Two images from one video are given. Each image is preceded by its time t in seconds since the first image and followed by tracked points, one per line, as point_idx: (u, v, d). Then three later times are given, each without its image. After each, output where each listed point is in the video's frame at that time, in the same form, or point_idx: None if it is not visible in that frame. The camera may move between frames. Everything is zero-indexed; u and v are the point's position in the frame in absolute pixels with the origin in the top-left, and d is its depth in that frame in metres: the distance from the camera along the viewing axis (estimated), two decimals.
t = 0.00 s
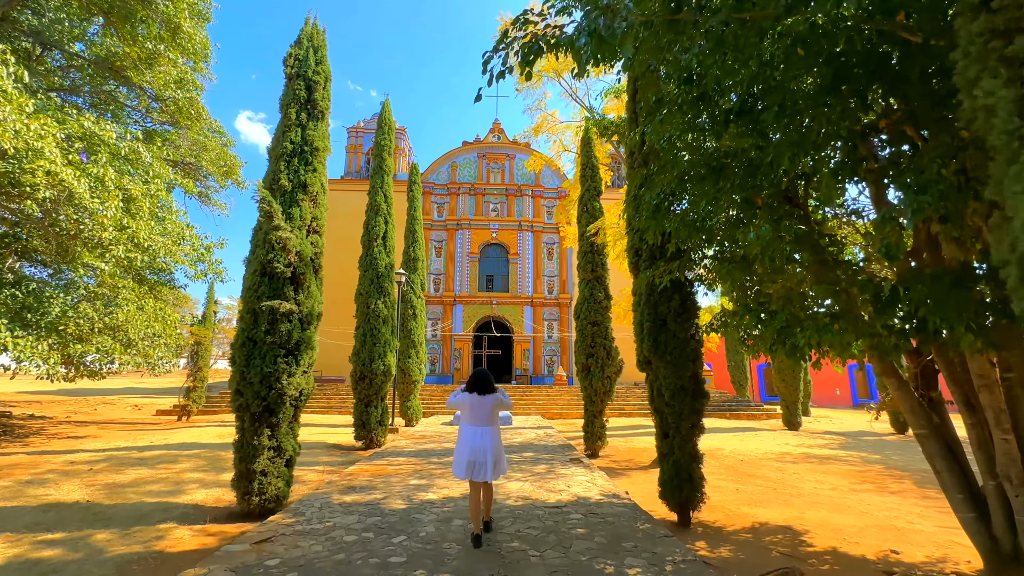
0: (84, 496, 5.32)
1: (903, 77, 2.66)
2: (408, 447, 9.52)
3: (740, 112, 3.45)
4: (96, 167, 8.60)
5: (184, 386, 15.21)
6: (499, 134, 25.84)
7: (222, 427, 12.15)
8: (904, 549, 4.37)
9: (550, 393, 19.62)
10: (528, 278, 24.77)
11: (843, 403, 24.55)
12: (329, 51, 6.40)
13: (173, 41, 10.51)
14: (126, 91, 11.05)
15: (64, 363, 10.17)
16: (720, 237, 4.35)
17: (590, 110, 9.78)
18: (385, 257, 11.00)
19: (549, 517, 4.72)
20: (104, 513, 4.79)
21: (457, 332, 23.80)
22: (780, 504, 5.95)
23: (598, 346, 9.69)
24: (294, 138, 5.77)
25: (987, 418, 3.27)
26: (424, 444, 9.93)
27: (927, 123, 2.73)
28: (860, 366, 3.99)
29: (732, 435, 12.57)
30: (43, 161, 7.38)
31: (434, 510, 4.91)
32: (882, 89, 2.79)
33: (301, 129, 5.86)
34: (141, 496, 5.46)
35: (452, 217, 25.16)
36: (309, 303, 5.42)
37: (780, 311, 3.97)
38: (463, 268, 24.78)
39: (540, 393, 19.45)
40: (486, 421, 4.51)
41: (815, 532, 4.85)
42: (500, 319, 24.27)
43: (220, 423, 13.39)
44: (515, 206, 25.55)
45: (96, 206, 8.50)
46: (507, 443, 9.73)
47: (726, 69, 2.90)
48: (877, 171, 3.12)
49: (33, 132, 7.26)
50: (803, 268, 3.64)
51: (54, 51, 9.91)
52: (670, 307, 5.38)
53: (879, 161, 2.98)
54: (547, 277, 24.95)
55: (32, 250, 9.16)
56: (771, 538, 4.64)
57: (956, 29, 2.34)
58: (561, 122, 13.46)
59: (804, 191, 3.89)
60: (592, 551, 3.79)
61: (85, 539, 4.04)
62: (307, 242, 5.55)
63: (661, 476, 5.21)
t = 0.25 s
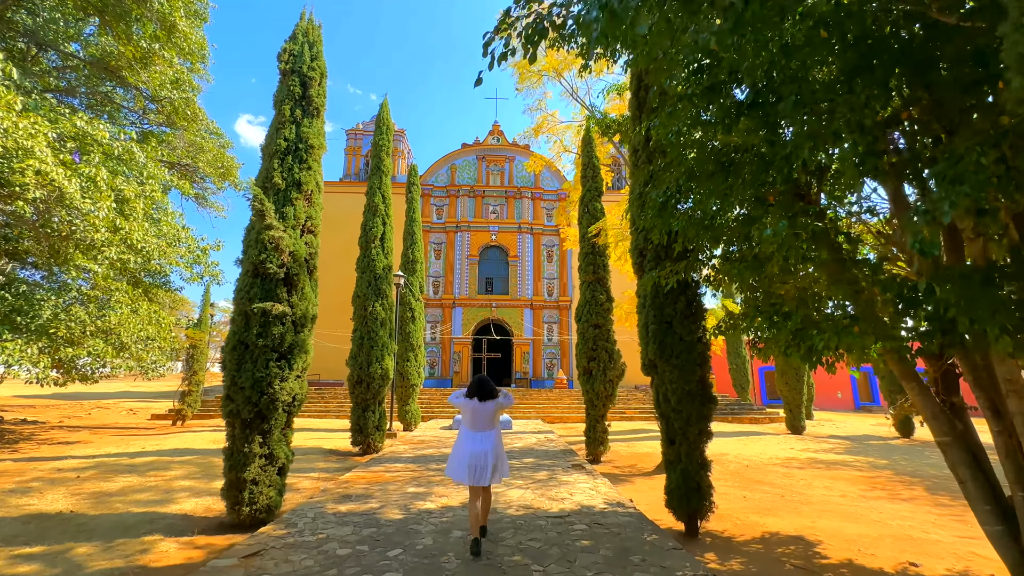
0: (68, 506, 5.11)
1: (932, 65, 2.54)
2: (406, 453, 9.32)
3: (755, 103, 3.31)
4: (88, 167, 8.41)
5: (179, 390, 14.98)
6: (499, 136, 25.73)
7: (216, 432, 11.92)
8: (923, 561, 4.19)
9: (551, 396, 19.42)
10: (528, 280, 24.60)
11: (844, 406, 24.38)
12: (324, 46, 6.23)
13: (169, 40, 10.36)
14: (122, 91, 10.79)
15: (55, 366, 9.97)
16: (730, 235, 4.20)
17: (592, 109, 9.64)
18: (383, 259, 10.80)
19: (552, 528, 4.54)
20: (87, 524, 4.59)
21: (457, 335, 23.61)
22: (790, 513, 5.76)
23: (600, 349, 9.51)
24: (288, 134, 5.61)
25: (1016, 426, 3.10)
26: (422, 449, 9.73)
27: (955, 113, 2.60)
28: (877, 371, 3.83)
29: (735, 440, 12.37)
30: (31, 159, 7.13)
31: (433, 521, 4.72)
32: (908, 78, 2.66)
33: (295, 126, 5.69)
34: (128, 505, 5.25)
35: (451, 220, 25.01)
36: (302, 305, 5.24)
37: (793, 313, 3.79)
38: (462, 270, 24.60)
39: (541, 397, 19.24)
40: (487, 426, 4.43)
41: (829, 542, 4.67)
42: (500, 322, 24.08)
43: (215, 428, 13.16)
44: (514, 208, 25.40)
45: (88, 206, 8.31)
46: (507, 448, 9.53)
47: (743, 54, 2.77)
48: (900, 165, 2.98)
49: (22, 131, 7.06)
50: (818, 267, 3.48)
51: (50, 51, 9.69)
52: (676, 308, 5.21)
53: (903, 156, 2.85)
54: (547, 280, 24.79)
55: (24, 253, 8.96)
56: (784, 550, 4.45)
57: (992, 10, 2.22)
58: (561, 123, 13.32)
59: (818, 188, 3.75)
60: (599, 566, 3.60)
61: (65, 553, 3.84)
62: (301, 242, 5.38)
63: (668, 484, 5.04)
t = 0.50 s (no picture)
0: (52, 515, 4.92)
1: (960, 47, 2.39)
2: (404, 457, 9.14)
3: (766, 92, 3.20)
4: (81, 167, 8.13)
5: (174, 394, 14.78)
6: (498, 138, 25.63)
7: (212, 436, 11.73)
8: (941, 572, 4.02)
9: (551, 399, 19.24)
10: (527, 282, 24.45)
11: (847, 409, 24.20)
12: (320, 42, 6.09)
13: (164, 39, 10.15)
14: (119, 93, 10.43)
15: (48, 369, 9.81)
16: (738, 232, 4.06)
17: (593, 108, 9.48)
18: (381, 260, 10.62)
19: (554, 538, 4.36)
20: (70, 535, 4.40)
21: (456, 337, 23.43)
22: (799, 520, 5.58)
23: (601, 351, 9.34)
24: (282, 131, 5.45)
25: None
26: (421, 453, 9.55)
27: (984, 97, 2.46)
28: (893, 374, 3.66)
29: (739, 443, 12.19)
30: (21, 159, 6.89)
31: (430, 530, 4.54)
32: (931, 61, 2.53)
33: (289, 123, 5.54)
34: (114, 514, 5.07)
35: (451, 222, 24.88)
36: (295, 306, 5.07)
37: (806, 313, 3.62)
38: (462, 272, 24.43)
39: (541, 400, 19.06)
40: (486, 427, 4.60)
41: (841, 552, 4.49)
42: (500, 324, 23.91)
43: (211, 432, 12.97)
44: (514, 210, 25.28)
45: (80, 206, 8.00)
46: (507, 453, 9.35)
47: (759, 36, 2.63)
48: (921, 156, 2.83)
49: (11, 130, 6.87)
50: (833, 263, 3.34)
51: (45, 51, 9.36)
52: (681, 308, 5.05)
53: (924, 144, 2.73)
54: (547, 282, 24.63)
55: (17, 255, 8.79)
56: (795, 560, 4.27)
57: None
58: (561, 123, 13.19)
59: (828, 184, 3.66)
60: None
61: (43, 567, 3.66)
62: (295, 241, 5.23)
63: (673, 491, 4.86)
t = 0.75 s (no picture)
0: (34, 523, 4.74)
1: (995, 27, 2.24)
2: (402, 463, 8.94)
3: (779, 81, 3.07)
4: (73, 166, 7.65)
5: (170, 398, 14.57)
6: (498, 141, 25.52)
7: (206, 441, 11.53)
8: None
9: (552, 403, 19.03)
10: (528, 285, 24.28)
11: (849, 413, 23.97)
12: (316, 36, 5.94)
13: (160, 38, 9.68)
14: (117, 94, 9.87)
15: (40, 373, 9.63)
16: (746, 229, 3.90)
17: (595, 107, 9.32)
18: (379, 261, 10.45)
19: (557, 548, 4.18)
20: (52, 545, 4.22)
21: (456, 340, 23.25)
22: (809, 529, 5.40)
23: (603, 354, 9.17)
24: (275, 127, 5.31)
25: None
26: (419, 458, 9.36)
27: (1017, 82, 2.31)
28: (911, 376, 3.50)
29: (742, 448, 11.98)
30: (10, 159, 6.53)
31: (427, 540, 4.35)
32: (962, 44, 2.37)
33: (283, 119, 5.38)
34: (99, 522, 4.89)
35: (450, 224, 24.74)
36: (288, 307, 4.90)
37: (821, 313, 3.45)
38: (462, 275, 24.28)
39: (542, 403, 18.85)
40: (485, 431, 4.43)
41: (855, 562, 4.31)
42: (500, 327, 23.72)
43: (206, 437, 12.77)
44: (514, 212, 25.14)
45: (72, 206, 7.77)
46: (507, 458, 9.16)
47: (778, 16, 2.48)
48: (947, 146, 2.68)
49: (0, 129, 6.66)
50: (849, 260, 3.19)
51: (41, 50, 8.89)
52: (687, 309, 4.89)
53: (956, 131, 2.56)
54: (547, 285, 24.46)
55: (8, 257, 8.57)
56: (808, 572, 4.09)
57: None
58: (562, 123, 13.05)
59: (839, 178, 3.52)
60: None
61: None
62: (288, 240, 5.07)
63: (680, 499, 4.68)
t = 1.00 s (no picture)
0: (17, 534, 4.56)
1: None
2: (400, 468, 8.76)
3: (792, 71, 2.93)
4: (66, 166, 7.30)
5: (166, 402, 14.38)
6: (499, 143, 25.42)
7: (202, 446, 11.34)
8: None
9: (553, 407, 18.83)
10: (528, 288, 24.12)
11: (853, 417, 23.73)
12: (312, 33, 5.82)
13: (156, 38, 9.50)
14: (116, 95, 9.60)
15: (33, 377, 9.45)
16: (756, 227, 3.77)
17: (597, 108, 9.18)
18: (378, 263, 10.30)
19: (559, 560, 4.00)
20: (32, 556, 4.04)
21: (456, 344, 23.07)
22: (820, 538, 5.22)
23: (605, 357, 9.00)
24: (270, 124, 5.17)
25: None
26: (418, 464, 9.17)
27: None
28: (931, 381, 3.34)
29: (747, 453, 11.77)
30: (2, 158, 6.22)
31: (424, 551, 4.17)
32: (992, 30, 2.23)
33: (277, 116, 5.24)
34: (84, 532, 4.71)
35: (451, 227, 24.61)
36: (281, 309, 4.75)
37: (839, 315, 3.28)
38: (462, 278, 24.13)
39: (543, 408, 18.65)
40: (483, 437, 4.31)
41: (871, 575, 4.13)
42: (500, 330, 23.54)
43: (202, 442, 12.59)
44: (514, 215, 25.01)
45: (65, 207, 7.36)
46: (508, 464, 8.97)
47: None
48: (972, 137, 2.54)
49: None
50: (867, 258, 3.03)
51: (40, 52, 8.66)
52: (694, 311, 4.73)
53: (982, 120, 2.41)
54: (548, 288, 24.30)
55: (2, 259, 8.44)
56: None
57: None
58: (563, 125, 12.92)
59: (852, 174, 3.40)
60: None
61: None
62: (282, 239, 4.93)
63: (687, 507, 4.51)
